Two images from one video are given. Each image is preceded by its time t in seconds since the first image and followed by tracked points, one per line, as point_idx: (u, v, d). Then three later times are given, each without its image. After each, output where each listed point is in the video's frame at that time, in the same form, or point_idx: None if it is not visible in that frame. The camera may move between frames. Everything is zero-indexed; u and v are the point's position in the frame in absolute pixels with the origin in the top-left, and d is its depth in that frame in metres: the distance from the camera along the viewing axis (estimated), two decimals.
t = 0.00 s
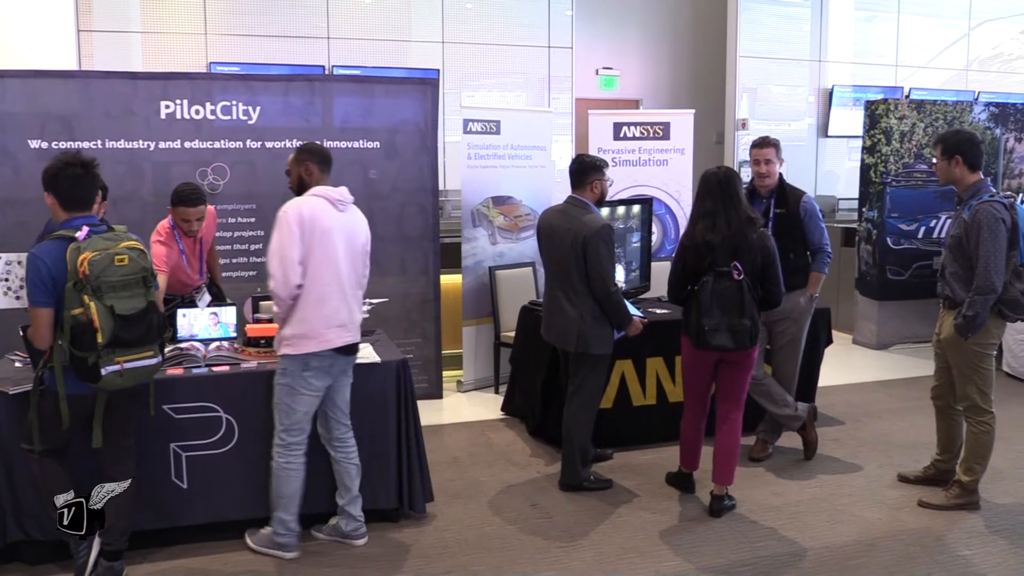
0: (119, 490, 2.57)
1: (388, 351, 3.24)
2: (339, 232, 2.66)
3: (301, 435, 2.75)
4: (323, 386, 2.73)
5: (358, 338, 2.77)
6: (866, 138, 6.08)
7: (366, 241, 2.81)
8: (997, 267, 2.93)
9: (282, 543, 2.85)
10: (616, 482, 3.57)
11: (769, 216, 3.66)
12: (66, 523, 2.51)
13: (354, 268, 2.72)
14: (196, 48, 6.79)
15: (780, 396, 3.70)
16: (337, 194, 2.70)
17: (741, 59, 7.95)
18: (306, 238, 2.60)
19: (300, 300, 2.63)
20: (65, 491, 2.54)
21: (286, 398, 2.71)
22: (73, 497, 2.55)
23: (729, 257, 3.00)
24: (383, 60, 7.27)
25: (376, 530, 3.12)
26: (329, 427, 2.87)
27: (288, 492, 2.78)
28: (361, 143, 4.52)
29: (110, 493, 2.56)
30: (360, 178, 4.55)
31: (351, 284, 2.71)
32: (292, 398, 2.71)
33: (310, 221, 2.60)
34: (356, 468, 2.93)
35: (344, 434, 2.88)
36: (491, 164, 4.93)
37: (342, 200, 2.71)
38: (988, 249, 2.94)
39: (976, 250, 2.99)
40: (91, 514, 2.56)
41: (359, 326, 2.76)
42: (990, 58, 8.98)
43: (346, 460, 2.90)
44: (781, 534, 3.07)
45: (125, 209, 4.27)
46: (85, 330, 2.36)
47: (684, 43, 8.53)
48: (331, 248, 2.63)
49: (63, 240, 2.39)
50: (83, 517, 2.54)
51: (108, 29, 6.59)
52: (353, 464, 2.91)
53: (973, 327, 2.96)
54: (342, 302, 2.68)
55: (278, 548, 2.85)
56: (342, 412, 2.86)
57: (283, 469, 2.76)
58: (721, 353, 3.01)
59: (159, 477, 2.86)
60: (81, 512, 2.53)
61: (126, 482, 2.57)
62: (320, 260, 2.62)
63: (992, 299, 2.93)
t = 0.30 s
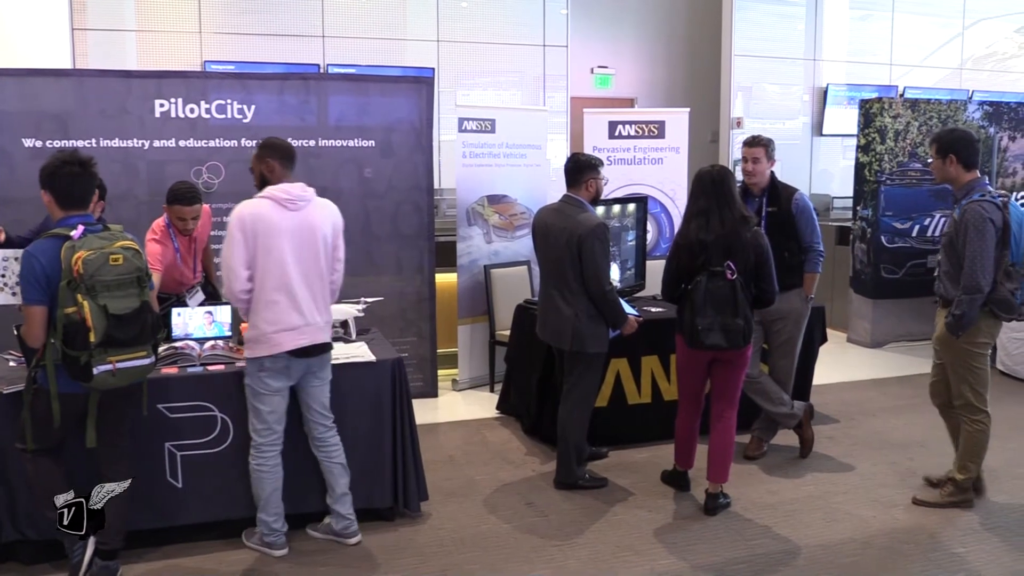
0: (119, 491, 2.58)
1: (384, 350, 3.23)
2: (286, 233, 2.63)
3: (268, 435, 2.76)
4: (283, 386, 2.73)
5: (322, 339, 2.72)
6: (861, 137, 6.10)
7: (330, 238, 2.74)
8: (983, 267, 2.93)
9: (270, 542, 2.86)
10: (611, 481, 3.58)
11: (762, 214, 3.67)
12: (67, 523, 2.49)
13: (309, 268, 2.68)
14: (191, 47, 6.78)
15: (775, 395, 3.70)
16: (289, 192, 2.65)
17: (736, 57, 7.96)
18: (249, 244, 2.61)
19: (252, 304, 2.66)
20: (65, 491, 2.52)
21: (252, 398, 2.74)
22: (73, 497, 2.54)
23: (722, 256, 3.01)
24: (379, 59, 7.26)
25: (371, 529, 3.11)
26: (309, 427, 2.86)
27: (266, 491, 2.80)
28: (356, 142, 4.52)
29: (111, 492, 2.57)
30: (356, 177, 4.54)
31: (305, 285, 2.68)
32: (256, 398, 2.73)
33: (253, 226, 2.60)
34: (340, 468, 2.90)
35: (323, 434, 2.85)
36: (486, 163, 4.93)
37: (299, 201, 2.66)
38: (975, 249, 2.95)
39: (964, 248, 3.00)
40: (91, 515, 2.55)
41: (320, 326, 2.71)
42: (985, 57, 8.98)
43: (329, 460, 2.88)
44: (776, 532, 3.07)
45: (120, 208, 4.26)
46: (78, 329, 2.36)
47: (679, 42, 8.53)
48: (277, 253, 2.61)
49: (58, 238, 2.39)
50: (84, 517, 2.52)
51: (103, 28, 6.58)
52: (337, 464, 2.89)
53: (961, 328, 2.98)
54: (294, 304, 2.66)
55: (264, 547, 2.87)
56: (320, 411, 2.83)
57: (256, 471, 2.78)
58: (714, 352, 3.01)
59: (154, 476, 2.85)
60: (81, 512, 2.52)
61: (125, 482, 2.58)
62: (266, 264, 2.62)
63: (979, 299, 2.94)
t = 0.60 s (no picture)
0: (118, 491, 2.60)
1: (374, 349, 3.23)
2: (246, 233, 2.63)
3: (250, 434, 2.76)
4: (258, 385, 2.74)
5: (295, 337, 2.70)
6: (850, 134, 6.11)
7: (295, 234, 2.72)
8: (962, 266, 2.96)
9: (260, 542, 2.86)
10: (602, 479, 3.58)
11: (751, 212, 3.68)
12: (67, 522, 2.56)
13: (274, 267, 2.67)
14: (180, 45, 6.75)
15: (766, 393, 3.73)
16: (247, 191, 2.64)
17: (726, 56, 7.98)
18: (209, 247, 2.62)
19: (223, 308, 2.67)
20: (66, 492, 2.62)
21: (230, 399, 2.76)
22: (73, 497, 2.64)
23: (712, 256, 3.01)
24: (369, 58, 7.25)
25: (363, 528, 3.11)
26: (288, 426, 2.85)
27: (252, 490, 2.80)
28: (347, 141, 4.51)
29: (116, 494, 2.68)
30: (346, 176, 4.54)
31: (271, 285, 2.67)
32: (233, 398, 2.74)
33: (212, 229, 2.61)
34: (317, 469, 2.88)
35: (302, 432, 2.84)
36: (476, 161, 4.93)
37: (257, 199, 2.65)
38: (954, 248, 2.98)
39: (946, 247, 3.02)
40: (91, 515, 2.58)
41: (290, 326, 2.69)
42: (973, 55, 9.00)
43: (309, 459, 2.87)
44: (765, 529, 3.08)
45: (109, 207, 4.24)
46: (62, 327, 2.35)
47: (669, 40, 8.54)
48: (236, 254, 2.62)
49: (45, 235, 2.38)
50: (83, 517, 2.57)
51: (91, 26, 6.55)
52: (310, 465, 2.87)
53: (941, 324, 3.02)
54: (262, 305, 2.65)
55: (254, 546, 2.87)
56: (297, 411, 2.82)
57: (240, 471, 2.78)
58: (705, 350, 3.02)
59: (144, 476, 2.85)
60: (81, 512, 2.57)
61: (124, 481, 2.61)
62: (230, 267, 2.62)
63: (959, 297, 2.97)
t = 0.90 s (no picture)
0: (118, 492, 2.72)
1: (356, 349, 3.22)
2: (222, 233, 2.61)
3: (229, 434, 2.75)
4: (235, 384, 2.72)
5: (273, 337, 2.69)
6: (829, 133, 6.17)
7: (271, 233, 2.71)
8: (934, 264, 3.00)
9: (241, 543, 2.85)
10: (584, 477, 3.59)
11: (732, 210, 3.70)
12: (67, 523, 2.51)
13: (251, 267, 2.66)
14: (159, 43, 6.69)
15: (746, 391, 3.74)
16: (222, 191, 2.63)
17: (706, 56, 8.01)
18: (186, 248, 2.60)
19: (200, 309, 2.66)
20: (67, 491, 2.54)
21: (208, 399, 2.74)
22: (74, 497, 2.55)
23: (694, 254, 3.02)
24: (350, 56, 7.22)
25: (345, 528, 3.10)
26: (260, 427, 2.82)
27: (233, 492, 2.79)
28: (327, 139, 4.49)
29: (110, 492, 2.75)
30: (327, 174, 4.52)
31: (248, 285, 2.65)
32: (212, 398, 2.72)
33: (188, 230, 2.60)
34: (281, 476, 2.85)
35: (279, 433, 2.82)
36: (458, 160, 4.92)
37: (233, 198, 2.64)
38: (928, 246, 3.02)
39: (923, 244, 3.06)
40: (91, 516, 2.57)
41: (268, 326, 2.68)
42: (950, 55, 9.09)
43: (277, 465, 2.84)
44: (746, 525, 3.10)
45: (87, 206, 4.21)
46: (24, 323, 2.32)
47: (650, 40, 8.57)
48: (213, 254, 2.60)
49: (11, 231, 2.37)
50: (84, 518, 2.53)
51: (69, 23, 6.48)
52: (275, 471, 2.83)
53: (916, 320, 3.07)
54: (240, 305, 2.64)
55: (236, 547, 2.86)
56: (270, 412, 2.79)
57: (220, 471, 2.77)
58: (686, 348, 3.03)
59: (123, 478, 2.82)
60: (82, 512, 2.53)
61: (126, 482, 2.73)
62: (207, 267, 2.61)
63: (931, 294, 3.02)
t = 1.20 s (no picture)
0: (118, 491, 2.81)
1: (332, 349, 3.20)
2: (213, 234, 2.59)
3: (207, 437, 2.72)
4: (214, 386, 2.69)
5: (256, 340, 2.69)
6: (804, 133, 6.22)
7: (257, 237, 2.72)
8: (913, 260, 3.04)
9: (218, 545, 2.82)
10: (562, 476, 3.59)
11: (709, 210, 3.72)
12: (67, 522, 2.73)
13: (238, 269, 2.65)
14: (132, 41, 6.62)
15: (722, 389, 3.75)
16: (214, 192, 2.61)
17: (682, 56, 8.06)
18: (175, 247, 2.56)
19: (181, 309, 2.61)
20: (66, 491, 2.76)
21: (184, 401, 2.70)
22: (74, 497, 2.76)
23: (673, 253, 3.04)
24: (327, 55, 7.18)
25: (323, 529, 3.08)
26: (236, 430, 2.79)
27: (209, 494, 2.76)
28: (303, 139, 4.46)
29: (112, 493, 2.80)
30: (303, 174, 4.49)
31: (234, 287, 2.65)
32: (189, 400, 2.69)
33: (179, 229, 2.55)
34: (260, 481, 2.82)
35: (256, 435, 2.80)
36: (435, 159, 4.91)
37: (223, 200, 2.63)
38: (909, 243, 3.06)
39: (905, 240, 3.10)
40: (91, 515, 2.77)
41: (252, 328, 2.68)
42: (922, 56, 9.19)
43: (254, 470, 2.81)
44: (723, 523, 3.12)
45: (59, 206, 4.15)
46: None
47: (626, 39, 8.60)
48: (203, 255, 2.58)
49: None
50: (83, 517, 2.75)
51: (41, 20, 6.40)
52: (253, 476, 2.81)
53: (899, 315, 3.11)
54: (225, 307, 2.63)
55: (213, 550, 2.83)
56: (247, 415, 2.77)
57: (197, 473, 2.74)
58: (665, 346, 3.04)
59: (97, 482, 2.79)
60: (81, 512, 2.75)
61: (125, 481, 2.81)
62: (195, 267, 2.58)
63: (911, 290, 3.05)
